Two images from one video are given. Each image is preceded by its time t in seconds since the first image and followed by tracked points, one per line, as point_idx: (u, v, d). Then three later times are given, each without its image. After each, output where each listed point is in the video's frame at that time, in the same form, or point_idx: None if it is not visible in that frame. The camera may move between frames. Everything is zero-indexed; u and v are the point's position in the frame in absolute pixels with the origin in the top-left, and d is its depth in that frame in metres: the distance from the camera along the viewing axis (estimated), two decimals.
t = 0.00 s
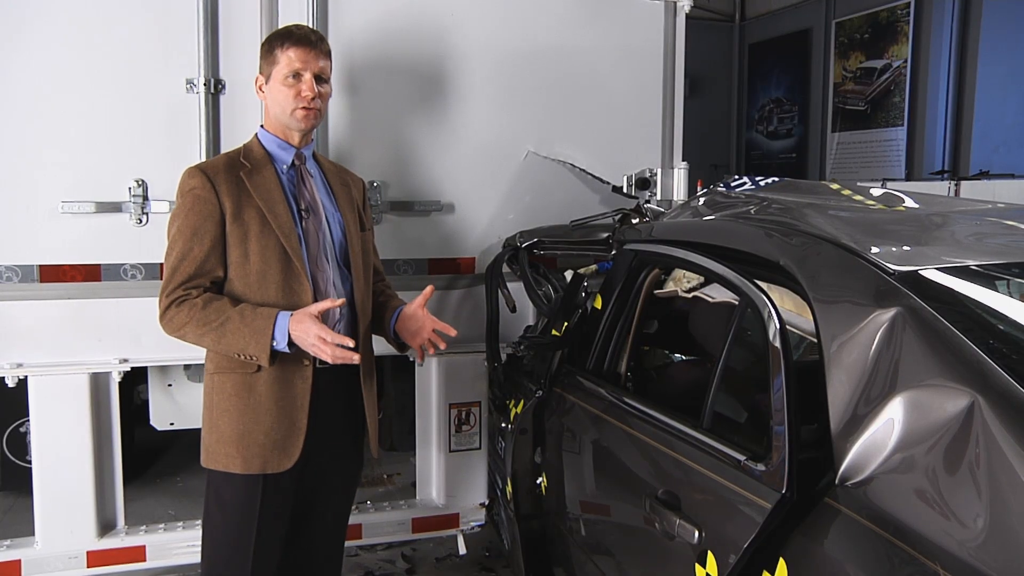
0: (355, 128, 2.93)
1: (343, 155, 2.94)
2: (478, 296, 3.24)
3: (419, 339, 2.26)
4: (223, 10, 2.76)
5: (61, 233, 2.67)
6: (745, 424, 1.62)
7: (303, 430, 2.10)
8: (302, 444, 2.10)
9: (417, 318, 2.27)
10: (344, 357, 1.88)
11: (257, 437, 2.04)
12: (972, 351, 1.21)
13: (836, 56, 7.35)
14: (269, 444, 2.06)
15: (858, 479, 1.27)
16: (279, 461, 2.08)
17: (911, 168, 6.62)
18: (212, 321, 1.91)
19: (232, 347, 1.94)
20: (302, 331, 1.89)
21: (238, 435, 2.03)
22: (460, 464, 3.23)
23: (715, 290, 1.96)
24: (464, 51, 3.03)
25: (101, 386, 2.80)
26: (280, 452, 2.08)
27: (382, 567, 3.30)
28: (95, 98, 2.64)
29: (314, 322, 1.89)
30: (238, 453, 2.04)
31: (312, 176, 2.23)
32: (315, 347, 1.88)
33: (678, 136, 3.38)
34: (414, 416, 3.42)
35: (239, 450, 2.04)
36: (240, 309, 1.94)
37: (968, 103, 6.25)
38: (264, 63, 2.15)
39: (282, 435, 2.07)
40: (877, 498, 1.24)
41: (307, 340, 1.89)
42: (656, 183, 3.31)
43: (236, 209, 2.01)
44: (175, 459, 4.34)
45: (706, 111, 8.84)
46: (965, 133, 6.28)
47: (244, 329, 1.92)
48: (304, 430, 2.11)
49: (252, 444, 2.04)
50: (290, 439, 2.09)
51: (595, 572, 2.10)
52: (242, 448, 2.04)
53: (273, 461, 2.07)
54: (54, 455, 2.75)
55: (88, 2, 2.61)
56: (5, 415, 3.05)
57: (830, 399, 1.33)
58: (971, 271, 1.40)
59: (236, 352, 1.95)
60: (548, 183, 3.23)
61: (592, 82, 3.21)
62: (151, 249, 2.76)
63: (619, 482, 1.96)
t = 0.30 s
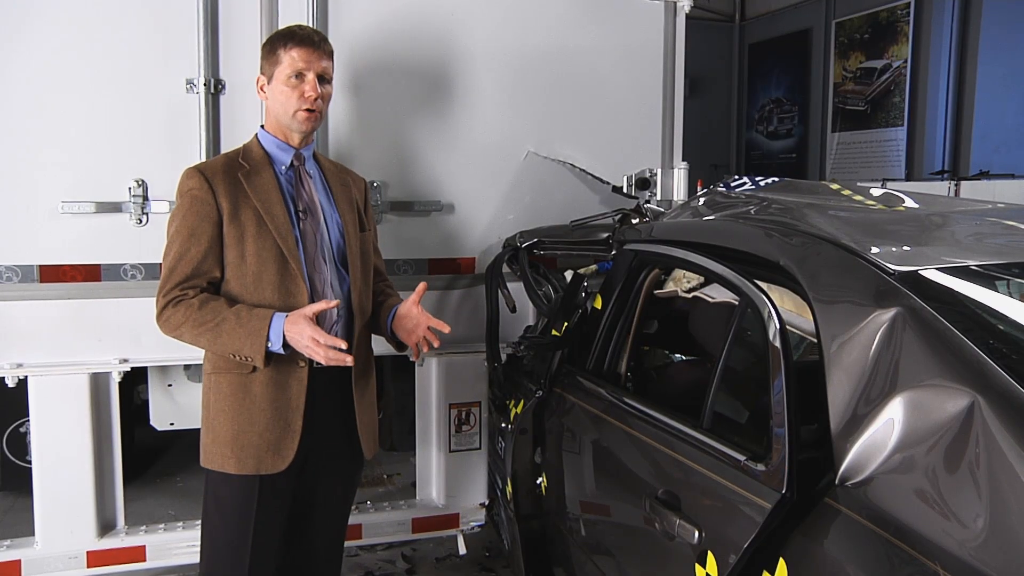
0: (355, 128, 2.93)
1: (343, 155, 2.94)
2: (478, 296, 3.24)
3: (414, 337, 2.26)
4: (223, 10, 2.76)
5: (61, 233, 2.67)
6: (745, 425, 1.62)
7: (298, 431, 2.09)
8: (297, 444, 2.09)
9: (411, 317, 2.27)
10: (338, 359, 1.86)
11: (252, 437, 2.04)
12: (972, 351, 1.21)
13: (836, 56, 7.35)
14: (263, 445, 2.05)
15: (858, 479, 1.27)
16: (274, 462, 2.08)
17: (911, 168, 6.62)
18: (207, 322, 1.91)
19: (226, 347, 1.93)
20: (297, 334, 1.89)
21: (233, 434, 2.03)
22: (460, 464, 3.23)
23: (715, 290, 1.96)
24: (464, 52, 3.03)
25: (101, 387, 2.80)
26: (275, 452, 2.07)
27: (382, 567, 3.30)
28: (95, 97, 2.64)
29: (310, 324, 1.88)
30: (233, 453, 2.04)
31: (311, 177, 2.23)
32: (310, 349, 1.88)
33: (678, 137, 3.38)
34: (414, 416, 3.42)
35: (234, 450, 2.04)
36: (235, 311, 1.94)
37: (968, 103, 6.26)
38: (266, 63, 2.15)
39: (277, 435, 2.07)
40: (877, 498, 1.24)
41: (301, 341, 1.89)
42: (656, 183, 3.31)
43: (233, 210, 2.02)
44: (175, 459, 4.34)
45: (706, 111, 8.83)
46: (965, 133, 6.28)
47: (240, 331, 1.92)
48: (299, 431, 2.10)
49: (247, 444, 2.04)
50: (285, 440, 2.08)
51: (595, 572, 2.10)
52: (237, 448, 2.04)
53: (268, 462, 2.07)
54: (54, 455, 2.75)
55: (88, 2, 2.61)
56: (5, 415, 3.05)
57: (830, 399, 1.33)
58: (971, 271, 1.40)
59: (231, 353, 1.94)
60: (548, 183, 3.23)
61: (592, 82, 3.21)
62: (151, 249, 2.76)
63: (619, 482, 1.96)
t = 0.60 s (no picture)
0: (354, 128, 2.93)
1: (343, 155, 2.94)
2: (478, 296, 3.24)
3: (416, 334, 2.26)
4: (223, 10, 2.76)
5: (61, 233, 2.67)
6: (745, 425, 1.62)
7: (298, 431, 2.09)
8: (298, 445, 2.09)
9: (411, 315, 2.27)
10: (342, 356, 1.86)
11: (252, 438, 2.04)
12: (972, 351, 1.21)
13: (836, 56, 7.35)
14: (264, 445, 2.06)
15: (858, 479, 1.27)
16: (275, 462, 2.08)
17: (911, 168, 6.62)
18: (208, 322, 1.91)
19: (228, 346, 1.94)
20: (299, 335, 1.89)
21: (235, 435, 2.03)
22: (460, 464, 3.23)
23: (715, 290, 1.96)
24: (463, 52, 3.03)
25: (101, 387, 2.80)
26: (276, 453, 2.07)
27: (382, 567, 3.30)
28: (95, 97, 2.64)
29: (310, 322, 1.88)
30: (234, 454, 2.04)
31: (311, 177, 2.23)
32: (312, 348, 1.88)
33: (678, 137, 3.38)
34: (414, 416, 3.42)
35: (235, 450, 2.04)
36: (235, 310, 1.94)
37: (968, 103, 6.25)
38: (263, 65, 2.15)
39: (278, 435, 2.07)
40: (877, 498, 1.24)
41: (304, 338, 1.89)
42: (656, 183, 3.31)
43: (233, 210, 2.02)
44: (175, 459, 4.34)
45: (706, 111, 8.84)
46: (965, 133, 6.28)
47: (240, 330, 1.92)
48: (300, 431, 2.10)
49: (247, 445, 2.04)
50: (286, 440, 2.08)
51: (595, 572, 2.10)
52: (238, 449, 2.04)
53: (268, 462, 2.07)
54: (54, 455, 2.75)
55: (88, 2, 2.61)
56: (5, 415, 3.05)
57: (830, 399, 1.33)
58: (971, 272, 1.40)
59: (233, 352, 1.94)
60: (548, 183, 3.23)
61: (592, 82, 3.21)
62: (151, 248, 2.76)
63: (619, 482, 1.96)
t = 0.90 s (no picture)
0: (355, 128, 2.93)
1: (343, 155, 2.94)
2: (478, 296, 3.24)
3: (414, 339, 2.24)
4: (223, 10, 2.76)
5: (61, 233, 2.67)
6: (745, 425, 1.62)
7: (301, 431, 2.10)
8: (300, 445, 2.10)
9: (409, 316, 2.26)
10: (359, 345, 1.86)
11: (255, 438, 2.04)
12: (972, 351, 1.21)
13: (836, 56, 7.35)
14: (267, 445, 2.06)
15: (858, 479, 1.27)
16: (277, 462, 2.08)
17: (911, 168, 6.62)
18: (215, 323, 1.91)
19: (236, 347, 1.94)
20: (309, 335, 1.88)
21: (238, 435, 2.03)
22: (460, 464, 3.23)
23: (715, 290, 1.96)
24: (463, 52, 3.03)
25: (101, 387, 2.80)
26: (278, 453, 2.07)
27: (382, 567, 3.30)
28: (94, 97, 2.64)
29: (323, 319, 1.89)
30: (236, 454, 2.04)
31: (310, 177, 2.23)
32: (325, 347, 1.87)
33: (678, 137, 3.38)
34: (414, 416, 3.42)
35: (238, 451, 2.04)
36: (243, 310, 1.94)
37: (968, 103, 6.24)
38: (261, 64, 2.15)
39: (281, 435, 2.07)
40: (877, 498, 1.24)
41: (315, 336, 1.88)
42: (655, 183, 3.27)
43: (234, 210, 2.01)
44: (175, 459, 4.34)
45: (706, 111, 8.83)
46: (965, 133, 6.27)
47: (249, 329, 1.92)
48: (303, 431, 2.11)
49: (250, 445, 2.04)
50: (289, 440, 2.09)
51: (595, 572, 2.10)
52: (241, 449, 2.04)
53: (271, 463, 2.07)
54: (54, 455, 2.75)
55: (88, 2, 2.61)
56: (5, 415, 3.05)
57: (830, 399, 1.33)
58: (970, 272, 1.40)
59: (240, 352, 1.94)
60: (548, 184, 3.23)
61: (592, 82, 3.21)
62: (151, 248, 2.76)
63: (619, 483, 1.96)
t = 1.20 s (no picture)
0: (355, 129, 2.93)
1: (343, 155, 2.93)
2: (478, 298, 3.24)
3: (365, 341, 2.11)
4: (223, 10, 2.76)
5: (61, 234, 2.67)
6: (746, 426, 1.62)
7: (300, 432, 2.10)
8: (299, 445, 2.10)
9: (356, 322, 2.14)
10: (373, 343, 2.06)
11: (254, 438, 2.04)
12: (972, 352, 1.21)
13: (836, 57, 7.35)
14: (266, 445, 2.05)
15: (858, 480, 1.27)
16: (276, 462, 2.07)
17: (911, 169, 6.62)
18: (224, 326, 1.92)
19: (245, 349, 1.96)
20: (331, 330, 1.99)
21: (238, 435, 2.03)
22: (460, 465, 3.23)
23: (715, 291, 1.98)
24: (463, 53, 3.03)
25: (101, 388, 2.80)
26: (277, 453, 2.07)
27: (382, 569, 3.30)
28: (94, 98, 2.64)
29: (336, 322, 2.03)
30: (235, 454, 2.04)
31: (311, 177, 2.23)
32: (352, 334, 2.00)
33: (678, 138, 3.38)
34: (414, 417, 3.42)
35: (237, 450, 2.04)
36: (254, 313, 1.96)
37: (969, 102, 6.23)
38: (258, 65, 2.15)
39: (280, 435, 2.07)
40: (877, 499, 1.24)
41: (331, 341, 1.98)
42: (655, 184, 3.26)
43: (237, 210, 2.01)
44: (176, 460, 4.34)
45: (707, 112, 8.84)
46: (965, 133, 6.26)
47: (262, 331, 1.95)
48: (303, 431, 2.10)
49: (249, 445, 2.04)
50: (288, 441, 2.08)
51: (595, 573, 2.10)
52: (239, 448, 2.04)
53: (270, 463, 2.07)
54: (54, 456, 2.75)
55: (88, 3, 2.61)
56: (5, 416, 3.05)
57: (830, 399, 1.32)
58: (970, 273, 1.40)
59: (249, 356, 1.97)
60: (548, 184, 3.23)
61: (592, 83, 3.21)
62: (151, 249, 2.76)
63: (620, 483, 1.95)
